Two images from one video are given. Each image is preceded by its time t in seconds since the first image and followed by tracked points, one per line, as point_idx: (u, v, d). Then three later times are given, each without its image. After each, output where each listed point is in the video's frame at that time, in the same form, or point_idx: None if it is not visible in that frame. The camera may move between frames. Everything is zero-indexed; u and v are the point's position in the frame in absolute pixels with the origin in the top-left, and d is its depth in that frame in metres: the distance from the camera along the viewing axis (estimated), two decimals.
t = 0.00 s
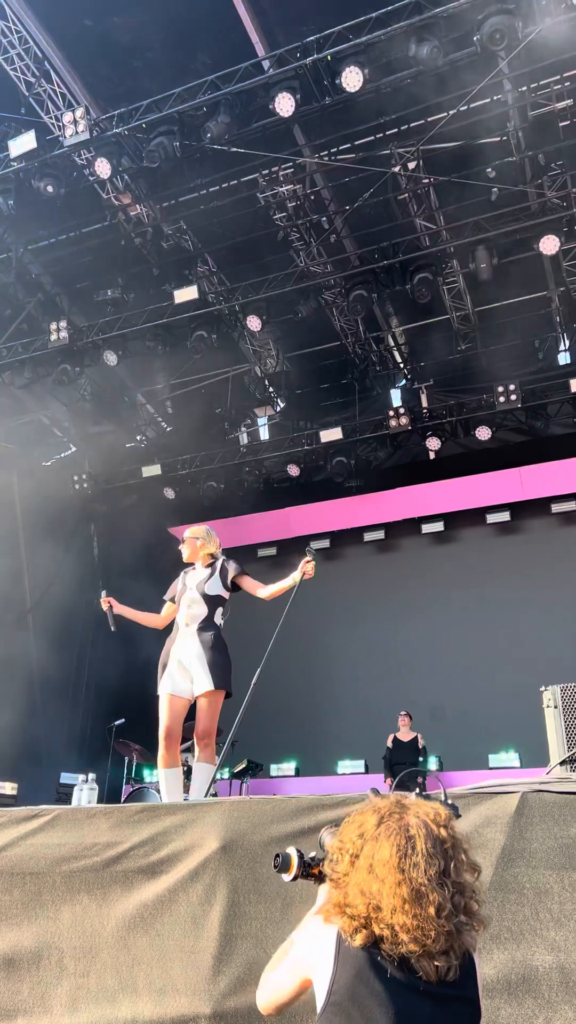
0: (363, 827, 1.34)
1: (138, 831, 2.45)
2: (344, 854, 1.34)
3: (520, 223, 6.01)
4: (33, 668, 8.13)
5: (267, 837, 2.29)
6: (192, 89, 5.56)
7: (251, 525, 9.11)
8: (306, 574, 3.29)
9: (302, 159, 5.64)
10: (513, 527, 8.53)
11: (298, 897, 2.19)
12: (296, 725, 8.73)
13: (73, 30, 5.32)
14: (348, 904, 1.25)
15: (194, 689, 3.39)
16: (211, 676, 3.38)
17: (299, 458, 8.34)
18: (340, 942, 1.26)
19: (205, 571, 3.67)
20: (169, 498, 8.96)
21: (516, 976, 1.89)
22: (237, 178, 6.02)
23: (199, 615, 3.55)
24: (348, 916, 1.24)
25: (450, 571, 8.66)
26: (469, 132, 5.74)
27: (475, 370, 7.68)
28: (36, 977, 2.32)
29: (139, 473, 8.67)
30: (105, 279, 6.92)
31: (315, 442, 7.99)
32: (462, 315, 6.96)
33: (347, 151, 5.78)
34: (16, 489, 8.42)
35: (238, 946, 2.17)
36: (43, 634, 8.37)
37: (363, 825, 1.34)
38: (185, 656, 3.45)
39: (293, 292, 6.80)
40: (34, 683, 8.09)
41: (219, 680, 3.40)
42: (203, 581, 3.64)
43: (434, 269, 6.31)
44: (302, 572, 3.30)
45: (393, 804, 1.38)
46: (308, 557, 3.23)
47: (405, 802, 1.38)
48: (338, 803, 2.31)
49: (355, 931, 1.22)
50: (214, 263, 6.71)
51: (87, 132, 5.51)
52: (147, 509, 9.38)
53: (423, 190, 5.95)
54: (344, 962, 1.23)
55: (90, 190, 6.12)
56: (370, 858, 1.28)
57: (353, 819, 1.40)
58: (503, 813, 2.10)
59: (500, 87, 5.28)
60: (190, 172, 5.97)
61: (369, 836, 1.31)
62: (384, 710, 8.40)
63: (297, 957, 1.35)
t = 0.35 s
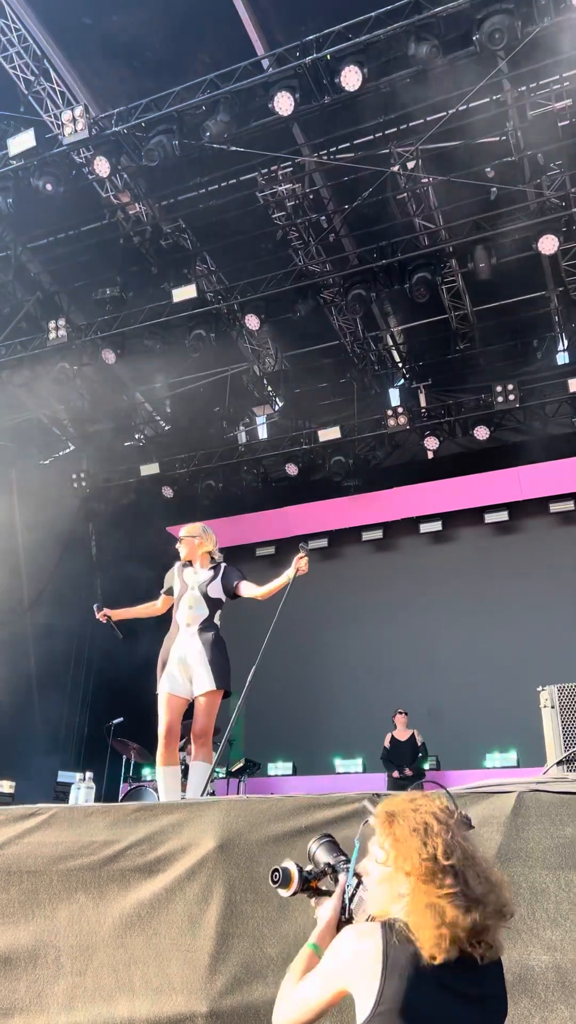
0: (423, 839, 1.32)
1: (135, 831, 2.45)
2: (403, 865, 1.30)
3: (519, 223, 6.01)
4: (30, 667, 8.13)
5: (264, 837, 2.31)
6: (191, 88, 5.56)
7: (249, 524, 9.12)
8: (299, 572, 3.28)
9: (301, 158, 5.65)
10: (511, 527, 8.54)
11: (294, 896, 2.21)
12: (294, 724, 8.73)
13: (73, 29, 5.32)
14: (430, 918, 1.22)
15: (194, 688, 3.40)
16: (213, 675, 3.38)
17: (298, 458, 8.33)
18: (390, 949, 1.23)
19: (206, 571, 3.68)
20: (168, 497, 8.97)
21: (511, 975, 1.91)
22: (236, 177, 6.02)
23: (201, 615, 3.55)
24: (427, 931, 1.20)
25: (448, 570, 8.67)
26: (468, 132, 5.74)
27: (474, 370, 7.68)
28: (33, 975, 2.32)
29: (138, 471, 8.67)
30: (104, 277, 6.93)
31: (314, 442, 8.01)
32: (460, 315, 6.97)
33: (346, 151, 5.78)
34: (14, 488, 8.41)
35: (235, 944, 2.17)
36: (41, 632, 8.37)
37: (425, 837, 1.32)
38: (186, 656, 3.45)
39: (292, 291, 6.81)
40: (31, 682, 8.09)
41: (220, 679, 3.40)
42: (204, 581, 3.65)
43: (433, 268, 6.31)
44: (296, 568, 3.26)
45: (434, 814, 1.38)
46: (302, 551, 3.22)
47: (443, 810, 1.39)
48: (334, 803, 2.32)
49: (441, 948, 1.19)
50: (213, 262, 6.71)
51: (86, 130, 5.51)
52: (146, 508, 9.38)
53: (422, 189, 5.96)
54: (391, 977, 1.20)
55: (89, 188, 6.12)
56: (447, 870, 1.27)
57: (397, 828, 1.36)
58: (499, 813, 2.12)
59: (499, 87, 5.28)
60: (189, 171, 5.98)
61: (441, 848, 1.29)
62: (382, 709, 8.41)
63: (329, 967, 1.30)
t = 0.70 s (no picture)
0: (444, 841, 1.40)
1: (134, 827, 2.45)
2: (429, 869, 1.37)
3: (519, 219, 6.00)
4: (30, 663, 8.12)
5: (265, 834, 2.30)
6: (192, 82, 5.54)
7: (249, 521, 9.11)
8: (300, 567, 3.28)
9: (302, 153, 5.64)
10: (511, 523, 8.53)
11: (295, 892, 2.23)
12: (293, 720, 8.74)
13: (73, 23, 5.30)
14: (473, 916, 1.30)
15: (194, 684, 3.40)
16: (211, 671, 3.39)
17: (297, 455, 8.32)
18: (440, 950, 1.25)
19: (204, 566, 3.67)
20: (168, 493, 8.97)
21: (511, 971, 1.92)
22: (237, 172, 6.01)
23: (199, 610, 3.55)
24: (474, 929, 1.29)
25: (448, 567, 8.67)
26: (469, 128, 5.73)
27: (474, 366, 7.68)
28: (33, 970, 2.32)
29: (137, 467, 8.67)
30: (104, 272, 6.91)
31: (313, 438, 8.02)
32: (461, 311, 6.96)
33: (346, 146, 5.77)
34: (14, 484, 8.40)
35: (234, 939, 2.18)
36: (41, 628, 8.37)
37: (444, 839, 1.40)
38: (185, 652, 3.45)
39: (293, 287, 6.80)
40: (31, 678, 8.09)
41: (219, 675, 3.40)
42: (202, 576, 3.64)
43: (433, 265, 6.30)
44: (297, 564, 3.27)
45: (442, 814, 1.47)
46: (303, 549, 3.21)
47: (446, 808, 1.49)
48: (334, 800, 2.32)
49: (485, 945, 1.28)
50: (213, 257, 6.70)
51: (86, 125, 5.49)
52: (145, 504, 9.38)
53: (422, 185, 5.95)
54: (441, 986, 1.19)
55: (89, 183, 6.10)
56: (471, 868, 1.36)
57: (415, 833, 1.43)
58: (499, 808, 2.13)
59: (500, 82, 5.27)
60: (189, 166, 5.97)
61: (463, 847, 1.38)
62: (381, 706, 8.41)
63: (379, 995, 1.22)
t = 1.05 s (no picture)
0: (460, 834, 1.45)
1: (134, 816, 2.47)
2: (448, 862, 1.42)
3: (520, 210, 5.97)
4: (30, 653, 8.14)
5: (264, 822, 2.31)
6: (191, 71, 5.51)
7: (249, 512, 9.12)
8: (309, 566, 3.27)
9: (302, 143, 5.61)
10: (511, 515, 8.54)
11: (292, 881, 2.22)
12: (293, 710, 8.77)
13: (72, 11, 5.26)
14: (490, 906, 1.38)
15: (194, 674, 3.41)
16: (210, 662, 3.40)
17: (297, 446, 8.33)
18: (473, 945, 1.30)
19: (204, 557, 3.68)
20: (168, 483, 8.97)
21: (508, 959, 1.95)
22: (237, 162, 5.99)
23: (199, 601, 3.56)
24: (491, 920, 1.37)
25: (447, 558, 8.68)
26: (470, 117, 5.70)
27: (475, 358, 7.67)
28: (34, 958, 2.34)
29: (137, 458, 8.67)
30: (104, 263, 6.90)
31: (314, 429, 8.03)
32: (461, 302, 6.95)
33: (347, 136, 5.74)
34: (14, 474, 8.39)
35: (234, 928, 2.19)
36: (41, 619, 8.38)
37: (457, 831, 1.45)
38: (185, 643, 3.46)
39: (293, 277, 6.79)
40: (31, 668, 8.11)
41: (218, 666, 3.41)
42: (202, 567, 3.64)
43: (435, 255, 6.28)
44: (305, 564, 3.27)
45: (450, 806, 1.52)
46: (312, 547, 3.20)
47: (453, 802, 1.53)
48: (333, 790, 2.32)
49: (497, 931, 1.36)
50: (213, 247, 6.68)
51: (85, 115, 5.47)
52: (145, 495, 9.38)
53: (423, 175, 5.92)
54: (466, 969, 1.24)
55: (89, 173, 6.08)
56: (482, 860, 1.43)
57: (429, 824, 1.47)
58: (497, 799, 2.15)
59: (502, 71, 5.24)
60: (189, 155, 5.94)
61: (478, 840, 1.44)
62: (380, 696, 8.43)
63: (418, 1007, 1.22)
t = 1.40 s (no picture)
0: (469, 821, 1.48)
1: (136, 802, 2.48)
2: (462, 844, 1.44)
3: (522, 195, 5.95)
4: (32, 640, 8.16)
5: (265, 809, 2.32)
6: (191, 56, 5.48)
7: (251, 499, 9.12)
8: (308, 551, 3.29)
9: (303, 129, 5.58)
10: (512, 502, 8.54)
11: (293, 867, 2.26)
12: (294, 696, 8.80)
13: None
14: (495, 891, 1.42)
15: (198, 661, 3.43)
16: (215, 649, 3.41)
17: (298, 433, 8.33)
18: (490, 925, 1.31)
19: (208, 545, 3.68)
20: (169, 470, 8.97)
21: (507, 944, 1.97)
22: (237, 148, 5.97)
23: (204, 588, 3.57)
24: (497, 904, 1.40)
25: (449, 545, 8.69)
26: (472, 102, 5.66)
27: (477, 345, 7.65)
28: (36, 942, 2.36)
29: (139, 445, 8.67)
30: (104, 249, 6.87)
31: (315, 416, 8.03)
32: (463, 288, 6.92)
33: (348, 121, 5.70)
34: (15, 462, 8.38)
35: (235, 913, 2.22)
36: (43, 606, 8.40)
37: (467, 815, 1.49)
38: (190, 630, 3.47)
39: (294, 264, 6.77)
40: (34, 655, 8.13)
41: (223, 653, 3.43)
42: (207, 555, 3.65)
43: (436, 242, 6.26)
44: (304, 550, 3.29)
45: (453, 795, 1.55)
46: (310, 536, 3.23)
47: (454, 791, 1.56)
48: (333, 776, 2.33)
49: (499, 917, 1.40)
50: (214, 233, 6.65)
51: (85, 100, 5.44)
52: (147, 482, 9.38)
53: (425, 161, 5.89)
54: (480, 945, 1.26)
55: (89, 158, 6.05)
56: (488, 845, 1.47)
57: (442, 807, 1.49)
58: (497, 785, 2.15)
59: (505, 55, 5.20)
60: (189, 141, 5.91)
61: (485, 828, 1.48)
62: (381, 683, 8.46)
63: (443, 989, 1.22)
